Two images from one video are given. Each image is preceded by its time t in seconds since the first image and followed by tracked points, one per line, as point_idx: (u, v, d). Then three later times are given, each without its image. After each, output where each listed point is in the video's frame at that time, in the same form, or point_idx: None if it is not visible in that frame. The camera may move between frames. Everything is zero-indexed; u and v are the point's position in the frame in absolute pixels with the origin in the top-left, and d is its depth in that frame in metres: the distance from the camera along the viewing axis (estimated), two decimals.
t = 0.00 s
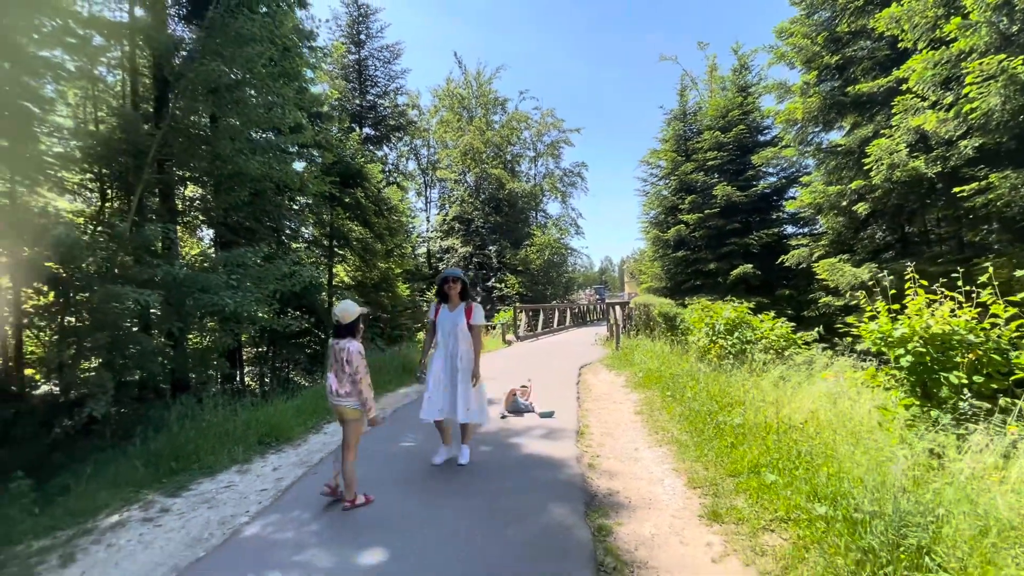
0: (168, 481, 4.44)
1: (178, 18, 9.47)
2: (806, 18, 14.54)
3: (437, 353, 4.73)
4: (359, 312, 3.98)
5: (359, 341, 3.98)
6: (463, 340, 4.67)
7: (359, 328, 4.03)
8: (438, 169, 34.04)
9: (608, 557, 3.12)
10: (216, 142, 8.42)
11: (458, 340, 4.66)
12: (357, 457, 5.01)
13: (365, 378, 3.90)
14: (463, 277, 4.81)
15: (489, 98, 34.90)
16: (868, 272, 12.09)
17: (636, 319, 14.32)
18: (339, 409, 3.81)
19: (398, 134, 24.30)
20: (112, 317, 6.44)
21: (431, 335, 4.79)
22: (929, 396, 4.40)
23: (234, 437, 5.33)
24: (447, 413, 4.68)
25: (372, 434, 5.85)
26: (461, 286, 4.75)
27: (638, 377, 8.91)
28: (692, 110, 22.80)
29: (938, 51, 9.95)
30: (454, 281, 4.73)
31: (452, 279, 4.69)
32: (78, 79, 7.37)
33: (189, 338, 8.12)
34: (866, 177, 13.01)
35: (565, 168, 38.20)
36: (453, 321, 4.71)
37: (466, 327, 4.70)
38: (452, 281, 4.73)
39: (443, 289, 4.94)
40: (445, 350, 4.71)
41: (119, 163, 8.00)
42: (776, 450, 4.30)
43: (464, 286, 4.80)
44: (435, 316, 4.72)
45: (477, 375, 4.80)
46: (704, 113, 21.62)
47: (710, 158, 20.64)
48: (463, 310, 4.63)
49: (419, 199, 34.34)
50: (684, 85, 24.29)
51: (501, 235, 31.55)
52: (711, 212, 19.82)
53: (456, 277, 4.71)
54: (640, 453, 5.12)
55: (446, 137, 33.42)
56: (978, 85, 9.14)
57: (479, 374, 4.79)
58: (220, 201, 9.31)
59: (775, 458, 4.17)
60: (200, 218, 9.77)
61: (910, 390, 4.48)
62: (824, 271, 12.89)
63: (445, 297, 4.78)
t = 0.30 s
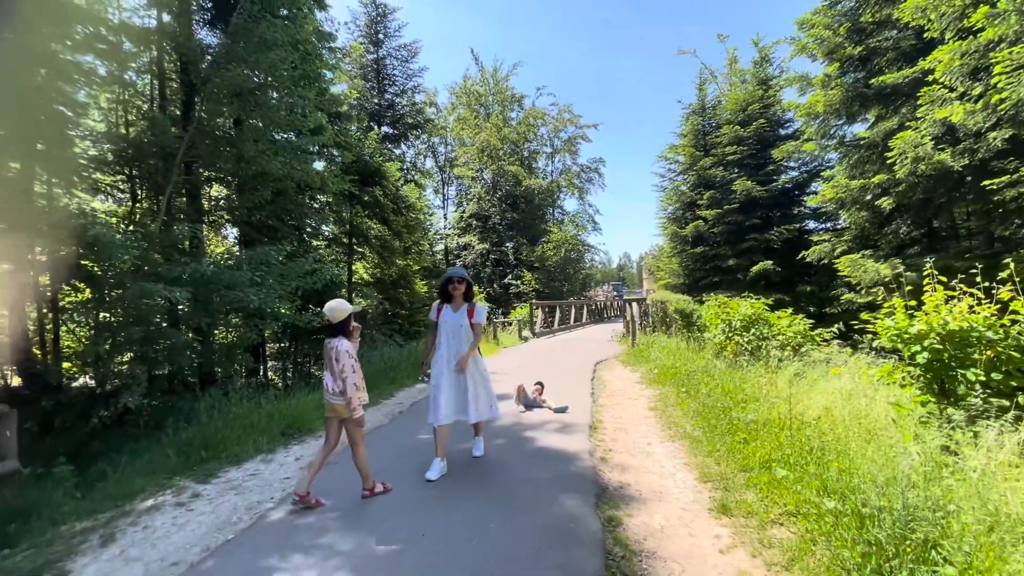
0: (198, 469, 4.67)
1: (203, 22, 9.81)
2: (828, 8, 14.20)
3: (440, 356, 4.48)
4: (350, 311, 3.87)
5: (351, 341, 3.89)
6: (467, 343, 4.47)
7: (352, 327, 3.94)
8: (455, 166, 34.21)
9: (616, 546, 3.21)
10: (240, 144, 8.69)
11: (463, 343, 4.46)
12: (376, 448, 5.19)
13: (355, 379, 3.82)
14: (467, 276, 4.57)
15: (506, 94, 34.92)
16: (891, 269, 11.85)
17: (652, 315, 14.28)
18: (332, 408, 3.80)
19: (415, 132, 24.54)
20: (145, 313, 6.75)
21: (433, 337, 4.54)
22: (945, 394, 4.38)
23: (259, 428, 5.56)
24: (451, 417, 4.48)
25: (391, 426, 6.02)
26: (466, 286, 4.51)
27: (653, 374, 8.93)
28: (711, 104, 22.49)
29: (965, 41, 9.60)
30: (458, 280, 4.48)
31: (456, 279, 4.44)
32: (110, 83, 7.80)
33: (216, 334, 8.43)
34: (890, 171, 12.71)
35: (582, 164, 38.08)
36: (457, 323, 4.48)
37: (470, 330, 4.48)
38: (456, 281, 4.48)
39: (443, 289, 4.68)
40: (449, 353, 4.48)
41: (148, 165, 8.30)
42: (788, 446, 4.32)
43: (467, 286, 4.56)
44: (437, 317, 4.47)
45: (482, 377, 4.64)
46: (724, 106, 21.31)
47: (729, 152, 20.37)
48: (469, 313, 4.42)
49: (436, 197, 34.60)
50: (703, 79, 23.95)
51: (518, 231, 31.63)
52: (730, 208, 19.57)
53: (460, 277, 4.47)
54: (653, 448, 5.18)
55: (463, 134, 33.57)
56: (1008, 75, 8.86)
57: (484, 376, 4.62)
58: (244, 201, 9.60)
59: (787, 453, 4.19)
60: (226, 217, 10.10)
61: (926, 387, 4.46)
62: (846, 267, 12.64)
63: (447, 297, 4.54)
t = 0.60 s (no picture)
0: (231, 456, 4.91)
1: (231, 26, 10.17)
2: None
3: (444, 351, 4.26)
4: (346, 308, 3.98)
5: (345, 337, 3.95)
6: (469, 337, 4.24)
7: (347, 325, 4.03)
8: (476, 163, 34.36)
9: (630, 537, 3.26)
10: (268, 145, 8.94)
11: (466, 336, 4.23)
12: (397, 439, 5.34)
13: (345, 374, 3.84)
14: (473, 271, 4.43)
15: (527, 90, 34.84)
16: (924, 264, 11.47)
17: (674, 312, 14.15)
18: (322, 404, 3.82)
19: (437, 129, 24.75)
20: (179, 307, 7.07)
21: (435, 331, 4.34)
22: (972, 392, 4.29)
23: (287, 418, 5.78)
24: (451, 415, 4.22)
25: (412, 419, 6.17)
26: (471, 281, 4.36)
27: (674, 370, 8.90)
28: (735, 96, 22.03)
29: (1003, 26, 9.19)
30: (464, 275, 4.36)
31: (460, 272, 4.32)
32: (144, 87, 8.18)
33: (246, 328, 8.75)
34: (923, 163, 12.27)
35: (603, 158, 37.77)
36: (459, 317, 4.26)
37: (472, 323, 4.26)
38: (462, 275, 4.35)
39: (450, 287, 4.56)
40: (452, 347, 4.25)
41: (182, 165, 8.63)
42: (807, 442, 4.29)
43: (473, 281, 4.42)
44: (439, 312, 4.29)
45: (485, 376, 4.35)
46: (749, 99, 20.85)
47: (754, 145, 19.94)
48: (472, 306, 4.22)
49: (458, 193, 34.84)
50: (728, 70, 23.46)
51: (539, 227, 31.63)
52: (755, 202, 19.18)
53: (466, 271, 4.34)
54: (670, 443, 5.20)
55: (484, 131, 33.67)
56: None
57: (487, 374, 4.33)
58: (271, 199, 9.89)
59: (806, 450, 4.16)
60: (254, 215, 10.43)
61: (952, 386, 4.37)
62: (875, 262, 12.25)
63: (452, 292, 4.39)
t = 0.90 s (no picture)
0: (259, 446, 5.09)
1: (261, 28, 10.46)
2: None
3: (448, 353, 3.81)
4: (343, 305, 3.73)
5: (341, 336, 3.73)
6: (478, 338, 3.74)
7: (346, 323, 3.80)
8: (499, 159, 34.42)
9: (645, 536, 3.25)
10: (294, 144, 9.16)
11: (473, 338, 3.73)
12: (417, 433, 5.42)
13: (336, 375, 3.62)
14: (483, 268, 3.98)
15: (551, 85, 34.65)
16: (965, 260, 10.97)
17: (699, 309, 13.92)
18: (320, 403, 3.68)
19: (461, 126, 24.88)
20: (212, 302, 7.37)
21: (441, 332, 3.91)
22: (1008, 395, 4.12)
23: (312, 411, 5.94)
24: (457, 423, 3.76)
25: (432, 413, 6.26)
26: (480, 279, 3.93)
27: (697, 368, 8.78)
28: (766, 87, 21.42)
29: None
30: (472, 272, 3.93)
31: (468, 270, 3.89)
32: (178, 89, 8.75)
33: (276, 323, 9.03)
34: (965, 154, 11.71)
35: (628, 153, 37.32)
36: (465, 317, 3.78)
37: (480, 323, 3.78)
38: (470, 272, 3.92)
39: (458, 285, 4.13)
40: (457, 349, 3.78)
41: (214, 166, 8.93)
42: (833, 444, 4.18)
43: (482, 280, 3.99)
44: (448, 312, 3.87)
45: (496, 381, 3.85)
46: (780, 90, 20.25)
47: (785, 138, 19.34)
48: (480, 305, 3.77)
49: (481, 189, 34.97)
50: (758, 61, 22.81)
51: (562, 223, 31.51)
52: (785, 196, 18.64)
53: (473, 267, 3.90)
54: (691, 442, 5.14)
55: (507, 127, 33.67)
56: None
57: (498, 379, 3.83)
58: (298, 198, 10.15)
59: (831, 451, 4.06)
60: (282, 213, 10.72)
61: (987, 388, 4.20)
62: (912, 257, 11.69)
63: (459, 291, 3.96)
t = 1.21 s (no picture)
0: (276, 435, 5.22)
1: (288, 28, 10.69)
2: None
3: (447, 349, 3.68)
4: (316, 302, 3.50)
5: (315, 335, 3.50)
6: (477, 336, 3.63)
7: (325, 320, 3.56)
8: (524, 154, 34.31)
9: (651, 535, 3.16)
10: (315, 140, 9.26)
11: (472, 335, 3.61)
12: (430, 426, 5.45)
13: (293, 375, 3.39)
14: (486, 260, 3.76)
15: (577, 78, 34.26)
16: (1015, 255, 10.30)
17: (726, 305, 13.56)
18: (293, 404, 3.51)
19: (486, 121, 24.88)
20: (236, 295, 7.59)
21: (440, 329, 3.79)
22: None
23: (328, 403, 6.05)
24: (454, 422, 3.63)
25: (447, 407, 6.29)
26: (480, 273, 3.66)
27: (720, 365, 8.55)
28: (800, 75, 20.59)
29: None
30: (472, 264, 3.66)
31: (468, 263, 3.65)
32: (209, 88, 9.20)
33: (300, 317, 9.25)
34: (1016, 141, 10.97)
35: (656, 146, 36.60)
36: (465, 313, 3.66)
37: (480, 320, 3.65)
38: (470, 265, 3.67)
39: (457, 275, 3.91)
40: (456, 346, 3.66)
41: (240, 163, 9.13)
42: (857, 445, 3.97)
43: (484, 272, 3.71)
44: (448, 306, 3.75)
45: (496, 379, 3.73)
46: (815, 77, 19.42)
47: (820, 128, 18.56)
48: (481, 300, 3.59)
49: (507, 184, 34.96)
50: (793, 48, 21.95)
51: (588, 218, 31.20)
52: (820, 188, 17.90)
53: (474, 259, 3.64)
54: (707, 441, 5.00)
55: (533, 122, 33.50)
56: None
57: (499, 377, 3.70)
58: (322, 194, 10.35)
59: (853, 453, 3.87)
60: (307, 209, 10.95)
61: None
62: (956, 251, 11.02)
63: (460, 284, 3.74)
